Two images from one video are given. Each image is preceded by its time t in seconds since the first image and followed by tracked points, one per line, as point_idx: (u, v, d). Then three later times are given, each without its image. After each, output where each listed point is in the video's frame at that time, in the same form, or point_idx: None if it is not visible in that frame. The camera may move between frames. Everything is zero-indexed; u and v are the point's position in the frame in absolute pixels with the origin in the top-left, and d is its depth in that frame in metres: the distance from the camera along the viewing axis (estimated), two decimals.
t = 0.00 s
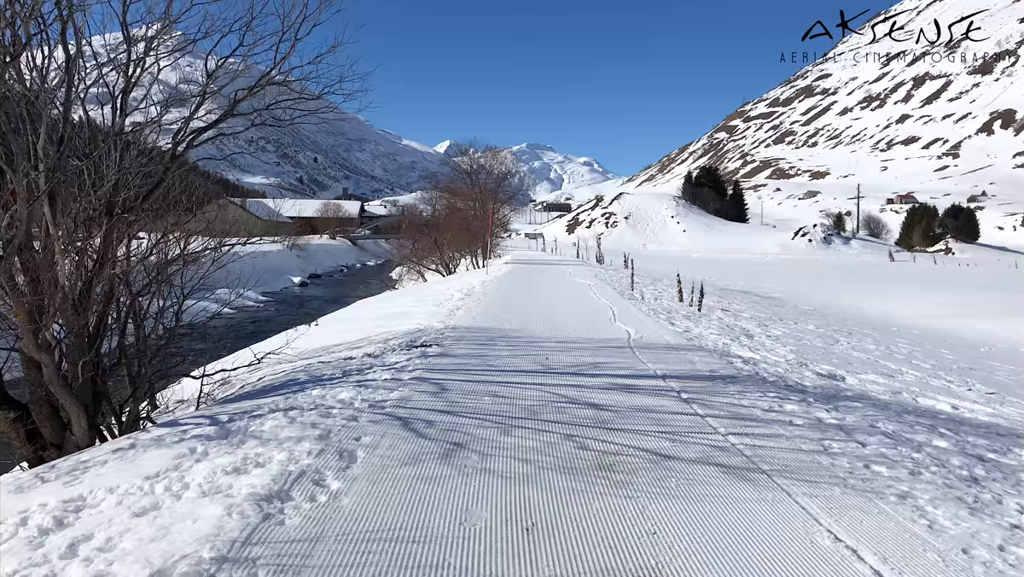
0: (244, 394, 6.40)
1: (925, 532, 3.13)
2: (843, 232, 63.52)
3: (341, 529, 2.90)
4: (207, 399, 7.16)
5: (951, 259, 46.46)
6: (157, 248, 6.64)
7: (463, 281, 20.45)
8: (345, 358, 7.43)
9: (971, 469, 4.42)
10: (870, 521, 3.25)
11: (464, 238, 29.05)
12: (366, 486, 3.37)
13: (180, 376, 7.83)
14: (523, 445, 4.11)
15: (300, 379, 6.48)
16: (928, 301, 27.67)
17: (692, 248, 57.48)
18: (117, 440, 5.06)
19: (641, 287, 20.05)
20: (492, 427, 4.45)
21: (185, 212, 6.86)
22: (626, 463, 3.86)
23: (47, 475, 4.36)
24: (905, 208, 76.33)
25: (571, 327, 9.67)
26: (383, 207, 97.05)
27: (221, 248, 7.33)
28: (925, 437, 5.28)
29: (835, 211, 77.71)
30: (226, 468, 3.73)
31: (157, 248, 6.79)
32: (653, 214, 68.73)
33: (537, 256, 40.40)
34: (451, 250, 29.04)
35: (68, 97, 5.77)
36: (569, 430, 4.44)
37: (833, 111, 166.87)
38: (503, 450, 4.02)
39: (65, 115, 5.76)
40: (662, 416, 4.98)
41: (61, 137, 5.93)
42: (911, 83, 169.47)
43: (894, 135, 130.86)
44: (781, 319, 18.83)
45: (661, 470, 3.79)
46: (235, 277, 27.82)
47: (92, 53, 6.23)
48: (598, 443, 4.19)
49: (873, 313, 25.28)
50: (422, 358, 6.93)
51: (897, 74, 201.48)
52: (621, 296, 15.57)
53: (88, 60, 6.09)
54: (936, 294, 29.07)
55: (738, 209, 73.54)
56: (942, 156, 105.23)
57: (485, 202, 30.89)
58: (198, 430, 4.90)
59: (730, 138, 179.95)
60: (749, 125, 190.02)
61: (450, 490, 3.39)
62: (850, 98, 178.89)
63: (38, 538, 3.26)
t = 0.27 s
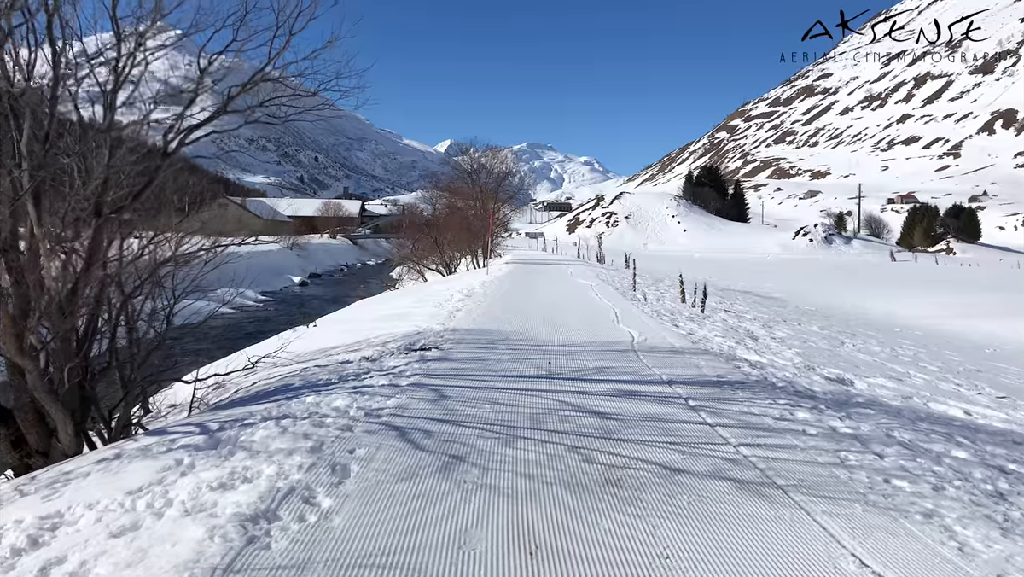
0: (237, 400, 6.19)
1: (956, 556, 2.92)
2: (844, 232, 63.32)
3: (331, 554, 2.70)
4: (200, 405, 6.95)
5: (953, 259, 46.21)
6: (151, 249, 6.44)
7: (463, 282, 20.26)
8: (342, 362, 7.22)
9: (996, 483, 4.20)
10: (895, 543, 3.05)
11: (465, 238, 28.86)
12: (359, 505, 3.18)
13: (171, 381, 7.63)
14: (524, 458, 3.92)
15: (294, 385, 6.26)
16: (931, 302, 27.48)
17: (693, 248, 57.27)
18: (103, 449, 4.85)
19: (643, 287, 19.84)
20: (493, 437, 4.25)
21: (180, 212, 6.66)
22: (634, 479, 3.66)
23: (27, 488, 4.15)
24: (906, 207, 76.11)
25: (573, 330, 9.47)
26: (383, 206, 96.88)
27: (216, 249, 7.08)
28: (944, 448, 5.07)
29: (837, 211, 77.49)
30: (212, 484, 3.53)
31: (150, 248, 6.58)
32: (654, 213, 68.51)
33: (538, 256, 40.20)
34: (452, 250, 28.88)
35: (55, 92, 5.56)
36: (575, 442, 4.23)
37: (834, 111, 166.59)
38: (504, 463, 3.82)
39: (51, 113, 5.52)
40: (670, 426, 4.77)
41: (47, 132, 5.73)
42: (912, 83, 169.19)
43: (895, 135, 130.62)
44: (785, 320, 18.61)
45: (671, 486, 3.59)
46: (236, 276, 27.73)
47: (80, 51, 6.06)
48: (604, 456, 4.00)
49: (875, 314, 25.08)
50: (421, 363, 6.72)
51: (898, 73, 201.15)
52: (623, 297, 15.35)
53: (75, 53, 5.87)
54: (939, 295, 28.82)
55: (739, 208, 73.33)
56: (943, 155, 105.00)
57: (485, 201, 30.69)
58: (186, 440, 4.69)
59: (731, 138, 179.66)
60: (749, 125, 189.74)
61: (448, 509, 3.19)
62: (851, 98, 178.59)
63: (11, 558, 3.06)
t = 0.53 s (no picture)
0: (229, 405, 5.98)
1: None
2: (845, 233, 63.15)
3: None
4: (193, 409, 6.75)
5: (955, 260, 46.00)
6: (143, 252, 6.08)
7: (463, 283, 20.07)
8: (339, 366, 7.01)
9: None
10: (927, 563, 2.83)
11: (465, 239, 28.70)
12: (351, 522, 2.97)
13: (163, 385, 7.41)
14: (527, 468, 3.71)
15: (288, 389, 6.06)
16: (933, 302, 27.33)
17: (694, 249, 57.08)
18: (86, 458, 4.63)
19: (645, 289, 19.65)
20: (494, 447, 4.03)
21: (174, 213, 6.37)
22: (645, 492, 3.45)
23: (4, 499, 3.93)
24: (907, 208, 75.93)
25: (576, 332, 9.27)
26: (384, 207, 96.76)
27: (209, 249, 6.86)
28: (966, 456, 4.84)
29: (838, 212, 77.31)
30: (196, 498, 3.32)
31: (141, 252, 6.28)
32: (654, 214, 68.36)
33: (538, 257, 40.09)
34: (453, 251, 28.76)
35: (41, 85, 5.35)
36: (580, 451, 4.02)
37: (835, 112, 166.43)
38: (506, 474, 3.62)
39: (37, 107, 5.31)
40: (679, 433, 4.57)
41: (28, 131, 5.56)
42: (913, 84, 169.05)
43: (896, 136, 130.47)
44: (789, 322, 18.41)
45: (684, 499, 3.39)
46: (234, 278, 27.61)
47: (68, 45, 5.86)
48: (612, 466, 3.79)
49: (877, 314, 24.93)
50: (420, 367, 6.50)
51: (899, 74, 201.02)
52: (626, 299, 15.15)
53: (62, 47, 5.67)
54: (942, 295, 28.64)
55: (740, 209, 73.16)
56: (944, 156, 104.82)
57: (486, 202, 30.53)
58: (174, 448, 4.48)
59: (731, 138, 179.50)
60: (750, 126, 189.59)
61: (446, 525, 2.98)
62: (852, 99, 178.50)
63: None
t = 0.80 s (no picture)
0: (221, 412, 5.77)
1: None
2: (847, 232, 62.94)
3: None
4: (185, 415, 6.57)
5: (958, 259, 45.75)
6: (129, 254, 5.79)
7: (464, 283, 19.88)
8: (335, 371, 6.81)
9: None
10: None
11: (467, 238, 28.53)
12: (341, 548, 2.77)
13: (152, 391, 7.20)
14: (530, 486, 3.50)
15: (282, 396, 5.84)
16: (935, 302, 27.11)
17: (695, 248, 56.87)
18: (69, 471, 4.42)
19: (647, 289, 19.47)
20: (498, 462, 3.81)
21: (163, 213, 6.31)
22: (654, 512, 3.25)
23: None
24: (909, 207, 75.70)
25: (579, 335, 9.06)
26: (384, 206, 96.67)
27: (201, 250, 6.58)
28: (991, 469, 4.62)
29: (839, 211, 77.05)
30: (177, 519, 3.11)
31: (127, 252, 6.24)
32: (655, 213, 68.18)
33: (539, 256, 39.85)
34: (454, 250, 28.62)
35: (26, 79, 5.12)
36: (586, 465, 3.82)
37: (836, 111, 166.08)
38: (508, 492, 3.42)
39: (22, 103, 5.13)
40: (689, 446, 4.36)
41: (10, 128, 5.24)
42: (914, 83, 168.66)
43: (897, 135, 130.18)
44: (793, 323, 18.20)
45: (699, 521, 3.18)
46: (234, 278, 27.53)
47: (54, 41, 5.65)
48: (621, 483, 3.59)
49: (879, 315, 24.75)
50: (419, 373, 6.30)
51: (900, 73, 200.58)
52: (629, 300, 14.95)
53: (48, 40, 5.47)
54: (945, 295, 28.42)
55: (740, 209, 72.96)
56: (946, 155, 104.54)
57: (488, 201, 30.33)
58: (160, 460, 4.27)
59: (732, 138, 179.17)
60: (751, 125, 189.26)
61: (443, 552, 2.77)
62: (853, 98, 178.31)
63: None
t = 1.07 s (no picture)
0: (214, 419, 5.56)
1: None
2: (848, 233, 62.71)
3: None
4: (176, 421, 6.37)
5: (960, 260, 45.51)
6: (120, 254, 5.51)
7: (464, 284, 19.67)
8: (332, 375, 6.60)
9: None
10: None
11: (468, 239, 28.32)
12: (335, 571, 2.55)
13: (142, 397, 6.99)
14: (537, 500, 3.29)
15: (277, 402, 5.63)
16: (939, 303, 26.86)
17: (696, 249, 56.64)
18: (52, 481, 4.21)
19: (650, 290, 19.27)
20: (502, 474, 3.60)
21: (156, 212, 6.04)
22: (672, 530, 3.03)
23: None
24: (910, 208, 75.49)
25: (583, 337, 8.83)
26: (385, 207, 96.51)
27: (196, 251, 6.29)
28: (1019, 480, 4.40)
29: (841, 212, 76.83)
30: (159, 537, 2.90)
31: (121, 253, 5.87)
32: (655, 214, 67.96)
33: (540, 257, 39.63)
34: (454, 251, 28.41)
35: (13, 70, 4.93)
36: (597, 477, 3.61)
37: (837, 112, 165.85)
38: (515, 507, 3.20)
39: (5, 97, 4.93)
40: (703, 455, 4.14)
41: None
42: (915, 84, 168.38)
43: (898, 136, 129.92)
44: (797, 324, 17.99)
45: (719, 539, 2.97)
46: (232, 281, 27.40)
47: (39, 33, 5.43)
48: (633, 497, 3.38)
49: (883, 315, 24.50)
50: (419, 377, 6.08)
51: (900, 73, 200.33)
52: (632, 301, 14.73)
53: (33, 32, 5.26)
54: (948, 296, 28.16)
55: (741, 210, 72.74)
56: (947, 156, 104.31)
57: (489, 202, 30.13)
58: (146, 470, 4.06)
59: (732, 138, 178.98)
60: (751, 126, 189.07)
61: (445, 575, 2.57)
62: (853, 99, 178.10)
63: None
